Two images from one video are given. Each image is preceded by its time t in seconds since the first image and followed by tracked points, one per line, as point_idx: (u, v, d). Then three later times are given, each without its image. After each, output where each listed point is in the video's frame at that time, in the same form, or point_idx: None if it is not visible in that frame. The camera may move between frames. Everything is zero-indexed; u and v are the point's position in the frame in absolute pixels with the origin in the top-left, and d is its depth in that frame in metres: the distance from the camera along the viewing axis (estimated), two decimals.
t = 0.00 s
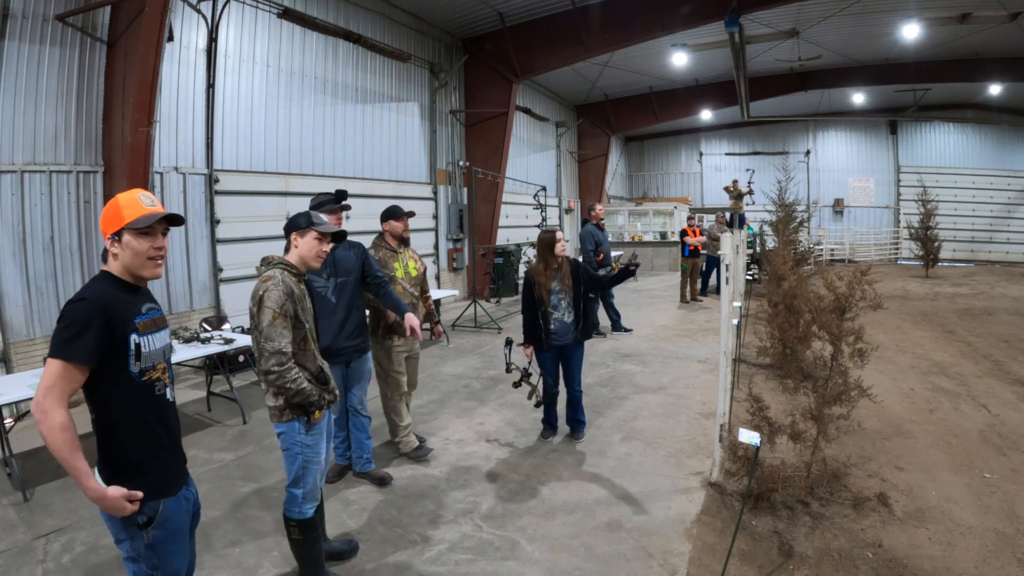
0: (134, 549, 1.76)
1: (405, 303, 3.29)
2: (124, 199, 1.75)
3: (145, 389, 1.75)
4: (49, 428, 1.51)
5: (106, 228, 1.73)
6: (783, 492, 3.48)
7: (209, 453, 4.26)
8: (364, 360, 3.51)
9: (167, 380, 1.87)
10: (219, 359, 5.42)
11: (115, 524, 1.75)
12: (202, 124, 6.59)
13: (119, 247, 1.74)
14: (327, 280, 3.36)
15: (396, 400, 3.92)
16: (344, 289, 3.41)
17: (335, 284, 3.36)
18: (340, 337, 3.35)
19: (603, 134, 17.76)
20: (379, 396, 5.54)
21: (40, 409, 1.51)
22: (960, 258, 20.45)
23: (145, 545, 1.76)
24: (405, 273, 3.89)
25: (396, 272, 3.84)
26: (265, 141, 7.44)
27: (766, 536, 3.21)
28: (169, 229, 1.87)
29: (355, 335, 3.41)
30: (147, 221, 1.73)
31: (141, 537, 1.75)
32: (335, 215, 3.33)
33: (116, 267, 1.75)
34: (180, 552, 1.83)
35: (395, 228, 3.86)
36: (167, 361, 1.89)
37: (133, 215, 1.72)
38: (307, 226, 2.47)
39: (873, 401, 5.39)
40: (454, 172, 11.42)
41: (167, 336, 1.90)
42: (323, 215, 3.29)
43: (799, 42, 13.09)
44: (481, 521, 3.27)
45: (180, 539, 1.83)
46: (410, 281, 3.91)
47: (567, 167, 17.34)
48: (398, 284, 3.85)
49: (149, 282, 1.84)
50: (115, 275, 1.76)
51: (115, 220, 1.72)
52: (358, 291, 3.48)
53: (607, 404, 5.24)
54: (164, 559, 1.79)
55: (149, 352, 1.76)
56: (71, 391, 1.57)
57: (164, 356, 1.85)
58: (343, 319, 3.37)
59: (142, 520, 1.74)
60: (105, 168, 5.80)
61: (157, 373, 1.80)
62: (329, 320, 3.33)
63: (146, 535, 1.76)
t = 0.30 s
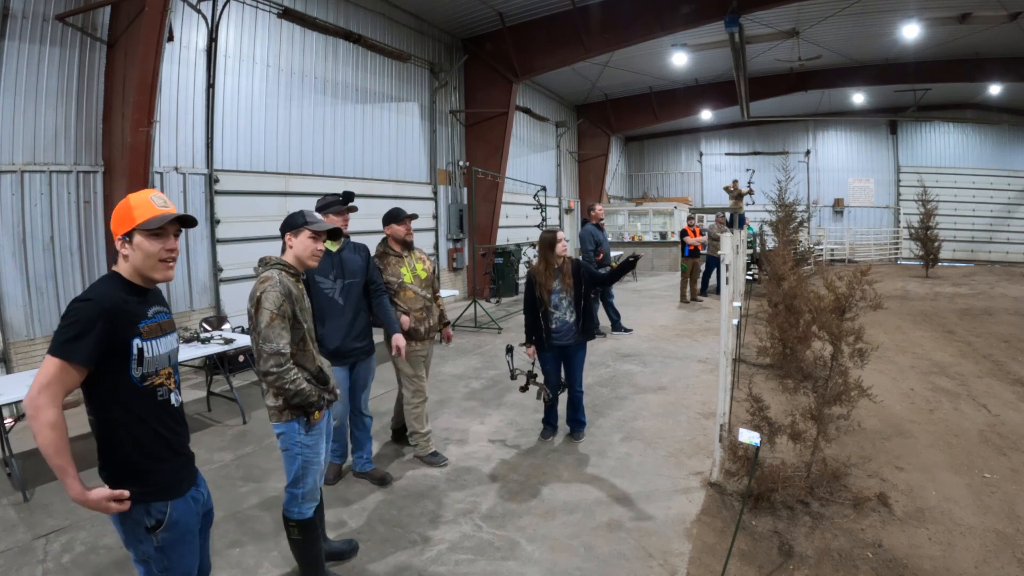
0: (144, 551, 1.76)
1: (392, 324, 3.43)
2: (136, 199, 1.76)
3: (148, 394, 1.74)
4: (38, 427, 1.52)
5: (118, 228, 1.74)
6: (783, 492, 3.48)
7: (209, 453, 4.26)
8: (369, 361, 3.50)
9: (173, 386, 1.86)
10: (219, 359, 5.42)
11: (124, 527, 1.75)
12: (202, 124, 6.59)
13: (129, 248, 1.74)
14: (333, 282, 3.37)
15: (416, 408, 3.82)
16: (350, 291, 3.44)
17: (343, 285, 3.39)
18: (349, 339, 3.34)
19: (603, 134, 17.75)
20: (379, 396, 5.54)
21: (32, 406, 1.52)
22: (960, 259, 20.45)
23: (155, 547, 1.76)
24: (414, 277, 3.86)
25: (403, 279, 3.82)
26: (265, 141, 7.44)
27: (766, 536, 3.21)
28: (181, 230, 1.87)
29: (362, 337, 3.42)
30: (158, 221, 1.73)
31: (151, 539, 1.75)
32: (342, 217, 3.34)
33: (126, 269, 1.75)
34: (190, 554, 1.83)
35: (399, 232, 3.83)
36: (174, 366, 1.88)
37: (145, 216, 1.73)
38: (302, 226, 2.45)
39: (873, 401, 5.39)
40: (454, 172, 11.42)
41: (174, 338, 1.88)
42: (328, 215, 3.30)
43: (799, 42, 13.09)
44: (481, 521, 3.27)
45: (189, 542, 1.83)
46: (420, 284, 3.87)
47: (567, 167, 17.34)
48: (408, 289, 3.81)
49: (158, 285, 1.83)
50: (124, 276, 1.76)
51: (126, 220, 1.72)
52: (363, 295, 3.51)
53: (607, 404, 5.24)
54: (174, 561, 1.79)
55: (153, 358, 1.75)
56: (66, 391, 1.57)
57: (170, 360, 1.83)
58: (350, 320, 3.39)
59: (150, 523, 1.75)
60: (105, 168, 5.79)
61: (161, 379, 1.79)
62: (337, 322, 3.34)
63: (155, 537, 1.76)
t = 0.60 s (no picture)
0: (156, 551, 1.76)
1: (381, 335, 3.36)
2: (175, 206, 1.76)
3: (155, 402, 1.74)
4: (41, 431, 1.52)
5: (159, 235, 1.72)
6: (783, 492, 3.48)
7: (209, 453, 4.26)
8: (367, 362, 3.50)
9: (183, 392, 1.86)
10: (219, 359, 5.42)
11: (136, 527, 1.75)
12: (202, 124, 6.59)
13: (166, 257, 1.74)
14: (333, 282, 3.37)
15: (416, 408, 3.84)
16: (350, 291, 3.43)
17: (342, 285, 3.39)
18: (349, 339, 3.35)
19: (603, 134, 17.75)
20: (379, 396, 5.54)
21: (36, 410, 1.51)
22: (960, 259, 20.44)
23: (166, 547, 1.76)
24: (416, 277, 3.80)
25: (405, 280, 3.76)
26: (265, 141, 7.44)
27: (766, 536, 3.21)
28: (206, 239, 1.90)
29: (361, 337, 3.43)
30: (205, 232, 1.79)
31: (162, 539, 1.75)
32: (341, 217, 3.33)
33: (158, 276, 1.74)
34: (203, 553, 1.82)
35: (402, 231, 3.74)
36: (184, 373, 1.87)
37: (190, 226, 1.76)
38: (299, 226, 2.45)
39: (873, 401, 5.39)
40: (454, 172, 11.41)
41: (184, 346, 1.88)
42: (328, 215, 3.31)
43: (799, 42, 13.09)
44: (481, 521, 3.27)
45: (201, 540, 1.82)
46: (423, 284, 3.81)
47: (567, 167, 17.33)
48: (410, 290, 3.76)
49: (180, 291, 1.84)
50: (150, 282, 1.74)
51: (169, 228, 1.72)
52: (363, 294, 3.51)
53: (607, 404, 5.24)
54: (186, 559, 1.78)
55: (163, 368, 1.75)
56: (72, 396, 1.57)
57: (180, 369, 1.83)
58: (350, 320, 3.40)
59: (161, 522, 1.75)
60: (105, 168, 5.79)
61: (169, 387, 1.78)
62: (337, 322, 3.35)
63: (166, 537, 1.76)
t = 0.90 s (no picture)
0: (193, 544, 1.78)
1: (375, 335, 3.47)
2: (235, 223, 1.86)
3: (194, 404, 1.76)
4: (82, 427, 1.55)
5: (226, 252, 1.82)
6: (783, 492, 3.47)
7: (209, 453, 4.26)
8: (361, 362, 3.50)
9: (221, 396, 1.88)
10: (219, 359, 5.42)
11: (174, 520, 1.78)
12: (202, 124, 6.59)
13: (230, 272, 1.86)
14: (331, 281, 3.36)
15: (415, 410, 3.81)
16: (347, 291, 3.44)
17: (339, 285, 3.38)
18: (344, 339, 3.37)
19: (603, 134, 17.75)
20: (379, 396, 5.54)
21: (78, 407, 1.54)
22: (960, 259, 20.44)
23: (202, 540, 1.78)
24: (421, 279, 3.74)
25: (410, 283, 3.71)
26: (265, 141, 7.44)
27: (766, 536, 3.21)
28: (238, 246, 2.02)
29: (356, 338, 3.45)
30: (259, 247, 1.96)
31: (198, 532, 1.78)
32: (338, 216, 3.33)
33: (218, 289, 1.84)
34: (239, 545, 1.84)
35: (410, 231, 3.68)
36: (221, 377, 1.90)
37: (249, 242, 1.91)
38: (298, 226, 2.47)
39: (873, 401, 5.39)
40: (454, 172, 11.40)
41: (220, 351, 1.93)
42: (326, 213, 3.30)
43: (799, 42, 13.09)
44: (481, 521, 3.27)
45: (236, 534, 1.84)
46: (427, 286, 3.75)
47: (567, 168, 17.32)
48: (414, 293, 3.71)
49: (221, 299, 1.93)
50: (206, 292, 1.82)
51: (235, 245, 1.84)
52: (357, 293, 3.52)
53: (607, 404, 5.24)
54: (221, 553, 1.79)
55: (202, 372, 1.78)
56: (114, 397, 1.60)
57: (217, 374, 1.86)
58: (347, 320, 3.42)
59: (198, 515, 1.77)
60: (105, 168, 5.79)
61: (207, 390, 1.80)
62: (334, 321, 3.35)
63: (203, 530, 1.78)
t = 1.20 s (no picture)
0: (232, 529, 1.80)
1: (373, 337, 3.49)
2: (285, 220, 1.85)
3: (236, 392, 1.80)
4: (135, 413, 1.58)
5: (277, 248, 1.81)
6: (783, 492, 3.47)
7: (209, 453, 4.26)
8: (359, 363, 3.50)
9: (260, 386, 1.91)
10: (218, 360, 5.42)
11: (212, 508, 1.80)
12: (202, 124, 6.58)
13: (280, 267, 1.85)
14: (332, 282, 3.36)
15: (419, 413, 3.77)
16: (347, 291, 3.44)
17: (340, 285, 3.39)
18: (345, 342, 3.37)
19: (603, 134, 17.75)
20: (379, 396, 5.54)
21: (132, 392, 1.57)
22: (960, 259, 20.43)
23: (241, 524, 1.80)
24: (435, 281, 3.63)
25: (424, 284, 3.60)
26: (265, 141, 7.45)
27: (765, 536, 3.22)
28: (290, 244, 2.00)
29: (355, 339, 3.45)
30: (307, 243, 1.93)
31: (237, 516, 1.80)
32: (338, 216, 3.33)
33: (267, 283, 1.84)
34: (280, 528, 1.85)
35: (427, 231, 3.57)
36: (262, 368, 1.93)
37: (298, 238, 1.90)
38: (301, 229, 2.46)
39: (873, 402, 5.38)
40: (454, 172, 11.40)
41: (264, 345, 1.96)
42: (325, 213, 3.30)
43: (799, 42, 13.10)
44: (481, 521, 3.27)
45: (277, 518, 1.84)
46: (440, 289, 3.63)
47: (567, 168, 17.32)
48: (427, 294, 3.59)
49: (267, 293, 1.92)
50: (254, 286, 1.81)
51: (285, 241, 1.83)
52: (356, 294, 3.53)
53: (608, 404, 5.24)
54: (261, 537, 1.80)
55: (248, 361, 1.82)
56: (164, 384, 1.63)
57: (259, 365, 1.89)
58: (347, 321, 3.42)
59: (235, 499, 1.79)
60: (105, 168, 5.79)
61: (249, 379, 1.83)
62: (334, 322, 3.34)
63: (241, 514, 1.80)
